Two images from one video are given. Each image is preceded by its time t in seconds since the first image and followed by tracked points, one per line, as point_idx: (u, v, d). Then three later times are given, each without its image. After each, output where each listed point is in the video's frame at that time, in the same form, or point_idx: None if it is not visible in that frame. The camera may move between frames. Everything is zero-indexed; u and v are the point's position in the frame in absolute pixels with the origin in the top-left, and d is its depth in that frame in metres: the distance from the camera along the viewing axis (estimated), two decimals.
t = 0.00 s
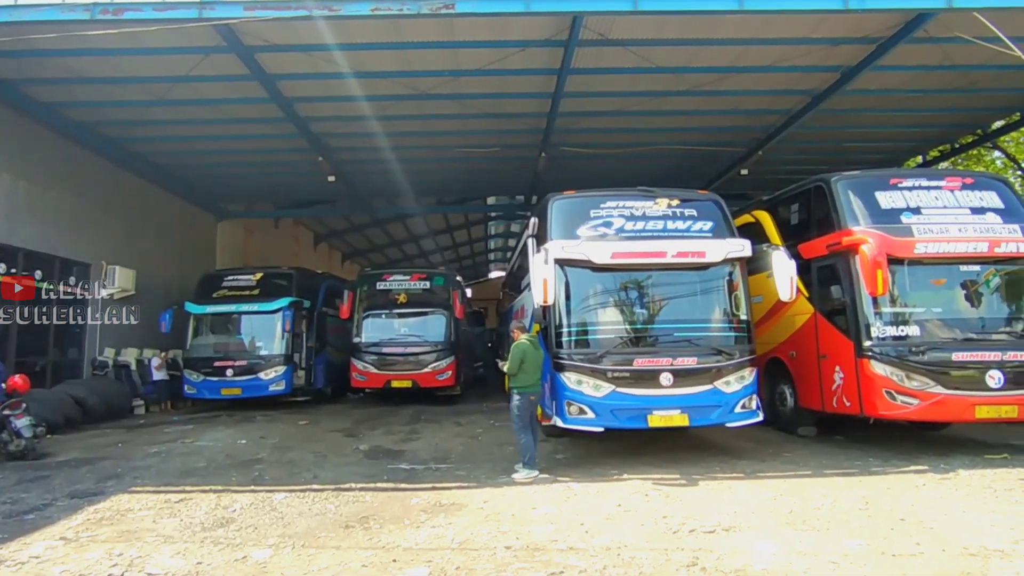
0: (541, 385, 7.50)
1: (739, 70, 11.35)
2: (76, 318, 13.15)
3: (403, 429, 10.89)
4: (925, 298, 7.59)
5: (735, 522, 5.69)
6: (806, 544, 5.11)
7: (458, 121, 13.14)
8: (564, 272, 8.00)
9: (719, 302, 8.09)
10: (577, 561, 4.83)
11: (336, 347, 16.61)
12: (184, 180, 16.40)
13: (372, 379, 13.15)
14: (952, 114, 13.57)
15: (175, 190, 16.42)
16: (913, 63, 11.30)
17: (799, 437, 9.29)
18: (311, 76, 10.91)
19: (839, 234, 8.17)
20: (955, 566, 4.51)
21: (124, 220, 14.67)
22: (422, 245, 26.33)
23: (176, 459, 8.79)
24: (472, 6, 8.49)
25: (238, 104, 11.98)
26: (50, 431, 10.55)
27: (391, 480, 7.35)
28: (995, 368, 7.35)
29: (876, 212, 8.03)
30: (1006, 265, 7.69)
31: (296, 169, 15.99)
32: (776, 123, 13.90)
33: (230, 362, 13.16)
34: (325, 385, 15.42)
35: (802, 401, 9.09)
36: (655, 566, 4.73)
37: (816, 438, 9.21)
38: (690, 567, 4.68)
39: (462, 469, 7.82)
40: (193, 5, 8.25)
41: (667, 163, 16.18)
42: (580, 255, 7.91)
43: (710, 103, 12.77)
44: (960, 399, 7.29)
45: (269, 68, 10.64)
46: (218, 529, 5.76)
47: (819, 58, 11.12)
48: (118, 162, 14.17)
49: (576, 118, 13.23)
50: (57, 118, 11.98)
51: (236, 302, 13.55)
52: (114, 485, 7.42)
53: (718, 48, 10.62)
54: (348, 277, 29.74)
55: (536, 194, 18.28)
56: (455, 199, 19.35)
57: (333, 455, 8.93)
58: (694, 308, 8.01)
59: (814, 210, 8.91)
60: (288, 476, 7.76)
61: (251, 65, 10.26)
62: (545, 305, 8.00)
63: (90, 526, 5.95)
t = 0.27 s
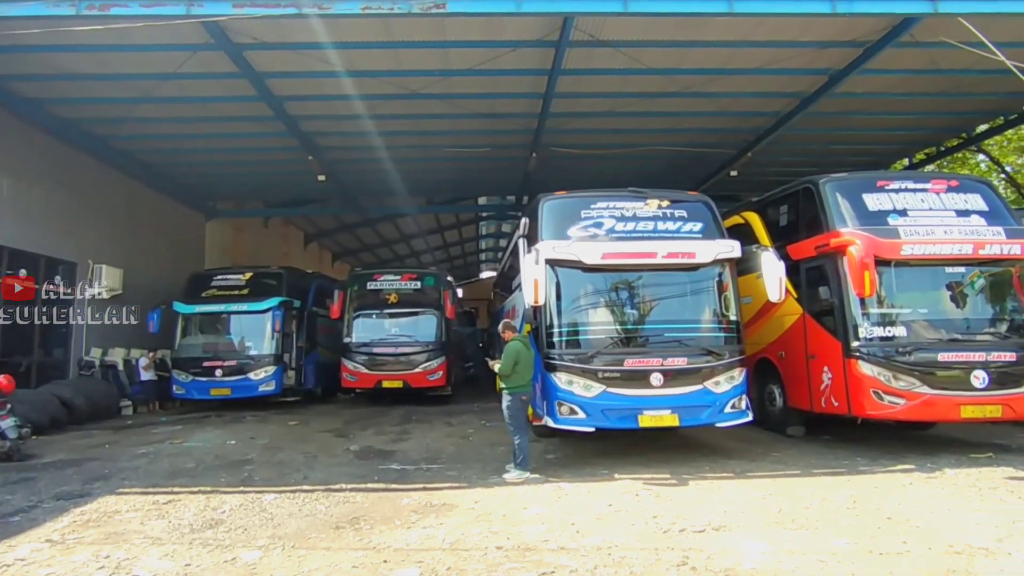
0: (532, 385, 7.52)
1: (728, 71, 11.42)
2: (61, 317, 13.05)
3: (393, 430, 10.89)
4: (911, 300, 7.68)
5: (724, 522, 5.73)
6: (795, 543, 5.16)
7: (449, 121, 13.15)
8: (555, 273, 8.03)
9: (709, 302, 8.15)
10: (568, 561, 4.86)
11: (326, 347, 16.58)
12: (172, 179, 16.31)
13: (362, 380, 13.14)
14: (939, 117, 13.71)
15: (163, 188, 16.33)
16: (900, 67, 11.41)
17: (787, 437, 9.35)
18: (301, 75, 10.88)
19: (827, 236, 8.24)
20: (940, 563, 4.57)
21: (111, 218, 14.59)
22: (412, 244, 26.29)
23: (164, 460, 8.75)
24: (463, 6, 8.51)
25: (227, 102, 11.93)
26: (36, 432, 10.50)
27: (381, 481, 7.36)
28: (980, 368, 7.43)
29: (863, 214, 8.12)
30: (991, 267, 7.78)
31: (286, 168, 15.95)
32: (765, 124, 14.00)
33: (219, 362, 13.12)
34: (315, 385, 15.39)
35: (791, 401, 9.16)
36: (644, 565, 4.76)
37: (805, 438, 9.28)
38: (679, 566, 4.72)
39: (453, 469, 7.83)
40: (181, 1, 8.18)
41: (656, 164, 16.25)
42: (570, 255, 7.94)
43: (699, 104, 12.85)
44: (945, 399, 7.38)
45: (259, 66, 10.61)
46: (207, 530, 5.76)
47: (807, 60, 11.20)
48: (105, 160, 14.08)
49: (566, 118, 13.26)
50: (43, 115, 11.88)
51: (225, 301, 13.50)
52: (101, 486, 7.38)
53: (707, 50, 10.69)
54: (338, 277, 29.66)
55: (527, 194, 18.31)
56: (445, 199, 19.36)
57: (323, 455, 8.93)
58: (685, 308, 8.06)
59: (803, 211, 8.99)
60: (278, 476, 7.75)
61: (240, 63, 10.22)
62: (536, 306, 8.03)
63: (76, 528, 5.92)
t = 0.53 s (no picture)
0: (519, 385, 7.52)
1: (714, 72, 11.48)
2: (42, 318, 12.87)
3: (379, 430, 10.85)
4: (893, 300, 7.76)
5: (710, 520, 5.76)
6: (779, 541, 5.19)
7: (435, 121, 13.12)
8: (541, 273, 8.04)
9: (694, 302, 8.18)
10: (554, 561, 4.86)
11: (312, 347, 16.48)
12: (156, 178, 16.16)
13: (348, 380, 13.08)
14: (921, 119, 13.86)
15: (146, 187, 16.17)
16: (882, 69, 11.52)
17: (772, 436, 9.41)
18: (286, 74, 10.81)
19: (811, 236, 8.30)
20: (922, 560, 4.62)
21: (93, 217, 14.42)
22: (399, 244, 26.21)
23: (147, 461, 8.66)
24: (449, 5, 8.50)
25: (212, 101, 11.84)
26: (16, 434, 10.36)
27: (367, 481, 7.33)
28: (961, 367, 7.52)
29: (846, 215, 8.19)
30: (971, 267, 7.87)
31: (271, 168, 15.85)
32: (750, 125, 14.09)
33: (203, 362, 13.00)
34: (301, 385, 15.30)
35: (775, 401, 9.22)
36: (630, 564, 4.77)
37: (789, 437, 9.34)
38: (665, 565, 4.74)
39: (440, 470, 7.81)
40: None
41: (643, 164, 16.31)
42: (556, 255, 7.95)
43: (685, 105, 12.90)
44: (927, 398, 7.46)
45: (243, 65, 10.53)
46: (191, 533, 5.70)
47: (792, 62, 11.28)
48: (87, 159, 13.92)
49: (553, 119, 13.28)
50: (23, 113, 11.72)
51: (210, 302, 13.40)
52: (82, 489, 7.29)
53: (693, 51, 10.74)
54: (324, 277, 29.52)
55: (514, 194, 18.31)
56: (432, 199, 19.31)
57: (309, 456, 8.88)
58: (670, 308, 8.09)
59: (787, 212, 9.05)
60: (263, 478, 7.70)
61: (225, 62, 10.14)
62: (523, 306, 8.03)
63: (57, 531, 5.85)
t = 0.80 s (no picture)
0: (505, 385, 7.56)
1: (699, 74, 11.59)
2: (20, 317, 12.72)
3: (366, 430, 10.86)
4: (874, 301, 7.90)
5: (693, 519, 5.83)
6: (761, 539, 5.27)
7: (422, 120, 13.14)
8: (527, 273, 8.09)
9: (679, 303, 8.27)
10: (539, 561, 4.91)
11: (297, 347, 16.44)
12: (139, 177, 16.04)
13: (334, 381, 13.06)
14: (902, 123, 14.06)
15: (129, 186, 16.05)
16: (864, 73, 11.68)
17: (756, 436, 9.51)
18: (272, 72, 10.79)
19: (794, 238, 8.42)
20: (899, 557, 4.71)
21: (74, 215, 14.30)
22: (385, 244, 26.18)
23: (129, 464, 8.61)
24: (436, 4, 8.53)
25: (196, 99, 11.78)
26: None
27: (353, 482, 7.34)
28: (939, 367, 7.65)
29: (828, 217, 8.31)
30: (950, 269, 8.01)
31: (257, 166, 15.79)
32: (734, 128, 14.23)
33: (186, 363, 12.91)
34: (287, 386, 15.26)
35: (759, 400, 9.33)
36: (614, 564, 4.83)
37: (773, 437, 9.46)
38: (649, 564, 4.81)
39: (426, 470, 7.84)
40: None
41: (628, 165, 16.42)
42: (543, 256, 8.00)
43: (671, 107, 13.01)
44: (906, 397, 7.59)
45: (228, 63, 10.49)
46: (172, 536, 5.69)
47: (775, 65, 11.41)
48: (68, 156, 13.81)
49: (539, 119, 13.34)
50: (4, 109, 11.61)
51: (194, 301, 13.34)
52: (61, 492, 7.24)
53: (678, 54, 10.84)
54: (310, 277, 29.42)
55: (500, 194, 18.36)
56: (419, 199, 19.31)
57: (293, 457, 8.88)
58: (655, 308, 8.17)
59: (771, 214, 9.16)
60: (247, 479, 7.69)
61: (210, 60, 10.10)
62: (509, 306, 8.08)
63: (36, 535, 5.81)
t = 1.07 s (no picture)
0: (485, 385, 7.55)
1: (679, 76, 11.66)
2: None
3: (345, 431, 10.78)
4: (849, 301, 8.00)
5: (672, 518, 5.86)
6: (739, 537, 5.31)
7: (402, 120, 13.07)
8: (507, 273, 8.09)
9: (659, 303, 8.31)
10: (519, 561, 4.90)
11: (276, 348, 16.29)
12: (113, 175, 15.80)
13: (313, 381, 12.95)
14: (877, 126, 14.27)
15: (103, 184, 15.80)
16: (840, 76, 11.83)
17: (734, 434, 9.59)
18: (250, 69, 10.68)
19: (771, 238, 8.50)
20: (874, 553, 4.77)
21: (47, 214, 14.05)
22: (365, 244, 26.02)
23: (103, 466, 8.47)
24: (416, 4, 8.51)
25: (172, 95, 11.63)
26: None
27: (332, 484, 7.28)
28: (912, 366, 7.76)
29: (805, 218, 8.41)
30: (923, 270, 8.14)
31: (235, 165, 15.62)
32: (713, 129, 14.34)
33: (163, 364, 12.73)
34: (265, 387, 15.11)
35: (737, 399, 9.41)
36: (593, 563, 4.84)
37: (751, 435, 9.54)
38: (628, 563, 4.82)
39: (406, 471, 7.80)
40: None
41: (609, 166, 16.48)
42: (523, 256, 8.01)
43: (651, 108, 13.08)
44: (881, 396, 7.70)
45: (205, 59, 10.36)
46: (147, 539, 5.61)
47: (754, 68, 11.52)
48: (40, 154, 13.56)
49: (520, 120, 13.34)
50: None
51: (170, 301, 13.17)
52: (34, 495, 7.10)
53: (658, 55, 10.91)
54: (289, 277, 29.17)
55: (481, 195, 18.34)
56: (399, 199, 19.22)
57: (272, 458, 8.79)
58: (635, 309, 8.21)
59: (749, 215, 9.24)
60: (224, 481, 7.60)
61: (185, 56, 9.97)
62: (489, 306, 8.07)
63: (6, 540, 5.69)
